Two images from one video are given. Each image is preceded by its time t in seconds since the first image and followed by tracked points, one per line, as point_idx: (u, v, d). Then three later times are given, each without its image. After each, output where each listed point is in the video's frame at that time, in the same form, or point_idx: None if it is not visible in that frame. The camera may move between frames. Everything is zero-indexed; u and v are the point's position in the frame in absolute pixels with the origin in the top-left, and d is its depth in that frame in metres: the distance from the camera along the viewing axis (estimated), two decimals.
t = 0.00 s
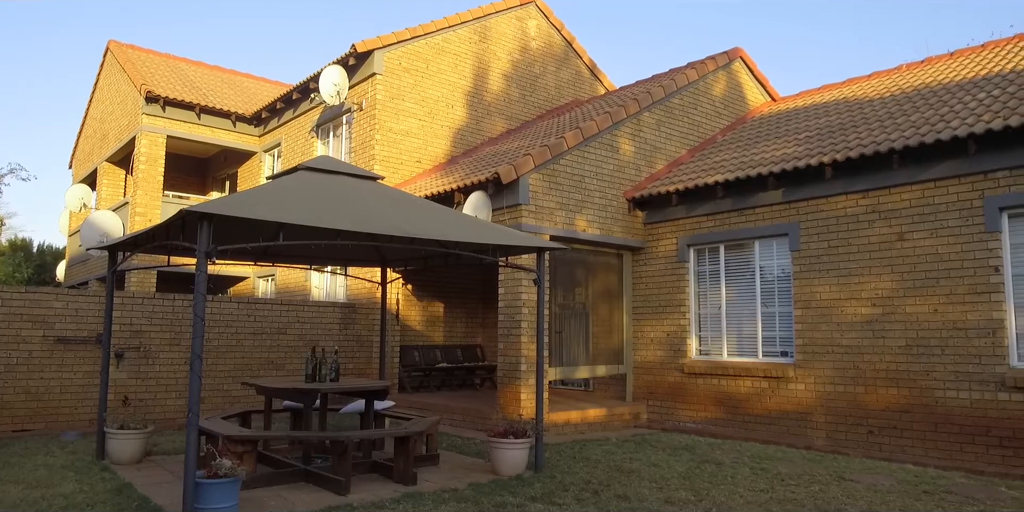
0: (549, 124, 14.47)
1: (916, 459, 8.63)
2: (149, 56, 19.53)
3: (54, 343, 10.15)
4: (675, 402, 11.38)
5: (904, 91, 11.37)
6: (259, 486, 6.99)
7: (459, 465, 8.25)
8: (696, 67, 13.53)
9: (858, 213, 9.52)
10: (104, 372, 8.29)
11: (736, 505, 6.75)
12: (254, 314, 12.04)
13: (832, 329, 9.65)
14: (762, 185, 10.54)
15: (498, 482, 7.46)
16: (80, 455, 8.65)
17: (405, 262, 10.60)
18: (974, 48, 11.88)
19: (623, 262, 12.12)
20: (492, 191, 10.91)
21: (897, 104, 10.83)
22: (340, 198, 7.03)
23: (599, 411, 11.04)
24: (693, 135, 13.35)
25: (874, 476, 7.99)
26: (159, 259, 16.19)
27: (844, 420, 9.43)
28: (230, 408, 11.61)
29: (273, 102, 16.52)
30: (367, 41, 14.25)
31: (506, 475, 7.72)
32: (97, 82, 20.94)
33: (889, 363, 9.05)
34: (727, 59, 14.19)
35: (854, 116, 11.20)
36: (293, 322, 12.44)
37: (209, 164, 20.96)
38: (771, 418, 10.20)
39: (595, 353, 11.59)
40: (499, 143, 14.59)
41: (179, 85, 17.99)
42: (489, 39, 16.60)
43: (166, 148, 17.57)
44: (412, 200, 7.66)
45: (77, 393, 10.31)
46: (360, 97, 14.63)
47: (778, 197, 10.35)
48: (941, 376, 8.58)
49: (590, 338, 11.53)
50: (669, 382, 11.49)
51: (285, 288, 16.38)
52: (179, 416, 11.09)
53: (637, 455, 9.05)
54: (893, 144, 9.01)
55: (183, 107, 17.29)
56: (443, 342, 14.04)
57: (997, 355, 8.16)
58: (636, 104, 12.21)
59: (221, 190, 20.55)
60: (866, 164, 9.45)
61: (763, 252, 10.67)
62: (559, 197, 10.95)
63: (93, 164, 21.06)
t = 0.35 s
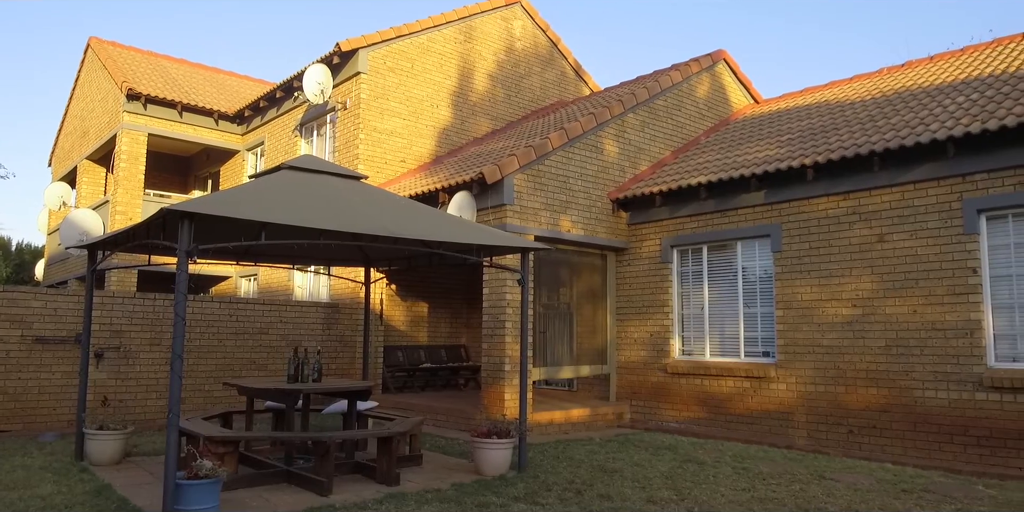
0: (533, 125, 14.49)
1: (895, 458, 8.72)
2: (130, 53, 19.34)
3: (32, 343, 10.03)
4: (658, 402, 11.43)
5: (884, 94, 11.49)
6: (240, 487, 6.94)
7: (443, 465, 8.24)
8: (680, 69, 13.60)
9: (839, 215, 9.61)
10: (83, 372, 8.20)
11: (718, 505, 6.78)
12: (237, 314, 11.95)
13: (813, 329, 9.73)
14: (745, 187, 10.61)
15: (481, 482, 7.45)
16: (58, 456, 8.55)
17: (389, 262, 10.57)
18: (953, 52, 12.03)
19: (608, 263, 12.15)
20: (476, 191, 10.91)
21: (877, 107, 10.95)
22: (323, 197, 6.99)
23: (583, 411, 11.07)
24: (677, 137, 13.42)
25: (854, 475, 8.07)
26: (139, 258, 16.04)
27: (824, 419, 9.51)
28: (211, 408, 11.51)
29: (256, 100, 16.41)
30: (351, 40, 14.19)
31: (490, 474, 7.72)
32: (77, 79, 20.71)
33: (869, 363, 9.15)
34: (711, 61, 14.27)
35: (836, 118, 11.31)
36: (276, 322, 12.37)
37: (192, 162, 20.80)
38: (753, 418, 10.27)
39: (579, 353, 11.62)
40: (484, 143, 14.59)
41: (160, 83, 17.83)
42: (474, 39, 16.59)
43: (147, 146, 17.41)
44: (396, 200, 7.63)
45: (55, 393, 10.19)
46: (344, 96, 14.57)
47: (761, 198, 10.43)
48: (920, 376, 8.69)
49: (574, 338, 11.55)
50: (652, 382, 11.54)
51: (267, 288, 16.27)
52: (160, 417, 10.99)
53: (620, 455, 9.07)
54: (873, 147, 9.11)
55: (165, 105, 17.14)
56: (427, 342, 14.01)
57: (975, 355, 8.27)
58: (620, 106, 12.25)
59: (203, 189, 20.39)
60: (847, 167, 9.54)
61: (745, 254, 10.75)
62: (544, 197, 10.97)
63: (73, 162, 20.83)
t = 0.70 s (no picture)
0: (518, 125, 14.50)
1: (875, 457, 8.81)
2: (111, 50, 19.13)
3: (11, 344, 9.90)
4: (641, 402, 11.47)
5: (866, 97, 11.60)
6: (222, 488, 6.89)
7: (426, 466, 8.22)
8: (664, 71, 13.66)
9: (822, 216, 9.69)
10: (63, 373, 8.10)
11: (701, 504, 6.81)
12: (219, 314, 11.87)
13: (795, 329, 9.81)
14: (728, 188, 10.68)
15: (465, 482, 7.44)
16: (36, 457, 8.44)
17: (373, 262, 10.53)
18: (934, 55, 12.17)
19: (592, 263, 12.19)
20: (462, 191, 10.89)
21: (859, 109, 11.05)
22: (307, 197, 6.96)
23: (567, 411, 11.10)
24: (661, 138, 13.48)
25: (835, 474, 8.14)
26: (120, 257, 15.88)
27: (806, 419, 9.59)
28: (193, 409, 11.41)
29: (240, 98, 16.29)
30: (336, 38, 14.13)
31: (473, 475, 7.71)
32: (57, 76, 20.47)
33: (850, 363, 9.24)
34: (695, 63, 14.35)
35: (818, 120, 11.41)
36: (259, 322, 12.29)
37: (174, 161, 20.62)
38: (735, 417, 10.33)
39: (564, 353, 11.64)
40: (469, 143, 14.58)
41: (142, 81, 17.66)
42: (460, 39, 16.56)
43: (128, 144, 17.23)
44: (380, 200, 7.60)
45: (34, 394, 10.06)
46: (329, 94, 14.50)
47: (744, 200, 10.50)
48: (900, 376, 8.78)
49: (558, 338, 11.57)
50: (636, 382, 11.58)
51: (250, 287, 16.16)
52: (140, 418, 10.88)
53: (604, 455, 9.09)
54: (855, 149, 9.19)
55: (147, 102, 16.98)
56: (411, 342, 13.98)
57: (954, 355, 8.37)
58: (605, 106, 12.28)
59: (186, 187, 20.22)
60: (829, 169, 9.62)
61: (728, 254, 10.82)
62: (529, 197, 10.97)
63: (53, 160, 20.59)
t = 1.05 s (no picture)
0: (503, 126, 14.50)
1: (856, 456, 8.89)
2: (92, 47, 18.93)
3: None
4: (625, 402, 11.51)
5: (847, 100, 11.71)
6: (203, 490, 6.83)
7: (409, 467, 8.21)
8: (649, 73, 13.72)
9: (803, 218, 9.76)
10: (41, 373, 7.99)
11: (683, 504, 6.85)
12: (201, 314, 11.77)
13: (777, 330, 9.88)
14: (711, 189, 10.74)
15: (448, 483, 7.43)
16: (14, 459, 8.33)
17: (356, 262, 10.48)
18: (915, 59, 12.30)
19: (576, 264, 12.21)
20: (446, 191, 10.87)
21: (841, 112, 11.15)
22: (290, 196, 6.91)
23: (550, 411, 11.11)
24: (646, 139, 13.53)
25: (816, 473, 8.21)
26: (100, 256, 15.71)
27: (787, 419, 9.66)
28: (174, 410, 11.31)
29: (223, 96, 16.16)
30: (320, 37, 14.06)
31: (457, 475, 7.70)
32: (37, 72, 20.21)
33: (831, 364, 9.32)
34: (679, 65, 14.42)
35: (800, 123, 11.50)
36: (241, 322, 12.20)
37: (155, 159, 20.42)
38: (717, 418, 10.40)
39: (548, 353, 11.66)
40: (454, 143, 14.55)
41: (124, 78, 17.47)
42: (445, 39, 16.54)
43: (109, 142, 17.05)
44: (364, 199, 7.57)
45: (11, 395, 9.92)
46: (313, 93, 14.42)
47: (727, 201, 10.56)
48: (880, 377, 8.87)
49: (542, 339, 11.59)
50: (620, 383, 11.62)
51: (232, 287, 16.05)
52: (120, 419, 10.77)
53: (587, 455, 9.12)
54: (837, 151, 9.27)
55: (128, 100, 16.81)
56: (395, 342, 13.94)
57: (933, 356, 8.47)
58: (590, 107, 12.31)
59: (167, 186, 20.03)
60: (811, 171, 9.70)
61: (711, 255, 10.88)
62: (513, 198, 10.98)
63: (32, 157, 20.32)
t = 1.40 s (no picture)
0: (489, 126, 14.49)
1: (837, 456, 8.97)
2: (73, 43, 18.72)
3: None
4: (609, 402, 11.54)
5: (830, 102, 11.81)
6: (184, 490, 6.78)
7: (393, 467, 8.19)
8: (634, 74, 13.77)
9: (786, 219, 9.84)
10: (19, 373, 7.89)
11: (667, 503, 6.87)
12: (183, 314, 11.68)
13: (760, 330, 9.94)
14: (695, 190, 10.79)
15: (432, 483, 7.42)
16: None
17: (341, 262, 10.43)
18: (896, 62, 12.43)
19: (562, 264, 12.23)
20: (431, 191, 10.85)
21: (824, 114, 11.25)
22: (273, 195, 6.87)
23: (535, 411, 11.13)
24: (631, 140, 13.58)
25: (797, 473, 8.27)
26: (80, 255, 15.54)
27: (770, 419, 9.73)
28: (155, 411, 11.21)
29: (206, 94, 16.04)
30: (305, 35, 13.99)
31: (441, 475, 7.69)
32: (16, 68, 19.96)
33: (813, 364, 9.39)
34: (664, 66, 14.48)
35: (784, 125, 11.59)
36: (223, 322, 12.11)
37: (137, 157, 20.23)
38: (701, 417, 10.45)
39: (533, 353, 11.67)
40: (439, 143, 14.53)
41: (105, 75, 17.29)
42: (430, 38, 16.50)
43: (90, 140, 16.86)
44: (348, 198, 7.53)
45: None
46: (297, 92, 14.34)
47: (711, 202, 10.62)
48: (861, 377, 8.95)
49: (527, 339, 11.60)
50: (604, 382, 11.65)
51: (215, 287, 15.92)
52: (101, 420, 10.66)
53: (571, 455, 9.13)
54: (819, 153, 9.35)
55: (109, 98, 16.63)
56: (380, 342, 13.89)
57: (913, 356, 8.56)
58: (575, 108, 12.33)
59: (149, 184, 19.85)
60: (794, 172, 9.77)
61: (695, 256, 10.93)
62: (499, 198, 10.97)
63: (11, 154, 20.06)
